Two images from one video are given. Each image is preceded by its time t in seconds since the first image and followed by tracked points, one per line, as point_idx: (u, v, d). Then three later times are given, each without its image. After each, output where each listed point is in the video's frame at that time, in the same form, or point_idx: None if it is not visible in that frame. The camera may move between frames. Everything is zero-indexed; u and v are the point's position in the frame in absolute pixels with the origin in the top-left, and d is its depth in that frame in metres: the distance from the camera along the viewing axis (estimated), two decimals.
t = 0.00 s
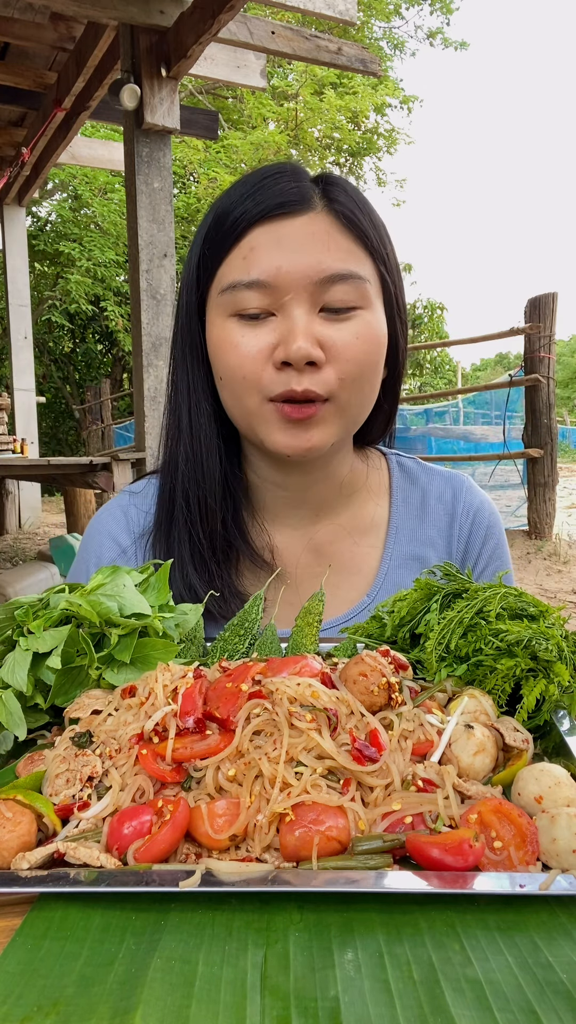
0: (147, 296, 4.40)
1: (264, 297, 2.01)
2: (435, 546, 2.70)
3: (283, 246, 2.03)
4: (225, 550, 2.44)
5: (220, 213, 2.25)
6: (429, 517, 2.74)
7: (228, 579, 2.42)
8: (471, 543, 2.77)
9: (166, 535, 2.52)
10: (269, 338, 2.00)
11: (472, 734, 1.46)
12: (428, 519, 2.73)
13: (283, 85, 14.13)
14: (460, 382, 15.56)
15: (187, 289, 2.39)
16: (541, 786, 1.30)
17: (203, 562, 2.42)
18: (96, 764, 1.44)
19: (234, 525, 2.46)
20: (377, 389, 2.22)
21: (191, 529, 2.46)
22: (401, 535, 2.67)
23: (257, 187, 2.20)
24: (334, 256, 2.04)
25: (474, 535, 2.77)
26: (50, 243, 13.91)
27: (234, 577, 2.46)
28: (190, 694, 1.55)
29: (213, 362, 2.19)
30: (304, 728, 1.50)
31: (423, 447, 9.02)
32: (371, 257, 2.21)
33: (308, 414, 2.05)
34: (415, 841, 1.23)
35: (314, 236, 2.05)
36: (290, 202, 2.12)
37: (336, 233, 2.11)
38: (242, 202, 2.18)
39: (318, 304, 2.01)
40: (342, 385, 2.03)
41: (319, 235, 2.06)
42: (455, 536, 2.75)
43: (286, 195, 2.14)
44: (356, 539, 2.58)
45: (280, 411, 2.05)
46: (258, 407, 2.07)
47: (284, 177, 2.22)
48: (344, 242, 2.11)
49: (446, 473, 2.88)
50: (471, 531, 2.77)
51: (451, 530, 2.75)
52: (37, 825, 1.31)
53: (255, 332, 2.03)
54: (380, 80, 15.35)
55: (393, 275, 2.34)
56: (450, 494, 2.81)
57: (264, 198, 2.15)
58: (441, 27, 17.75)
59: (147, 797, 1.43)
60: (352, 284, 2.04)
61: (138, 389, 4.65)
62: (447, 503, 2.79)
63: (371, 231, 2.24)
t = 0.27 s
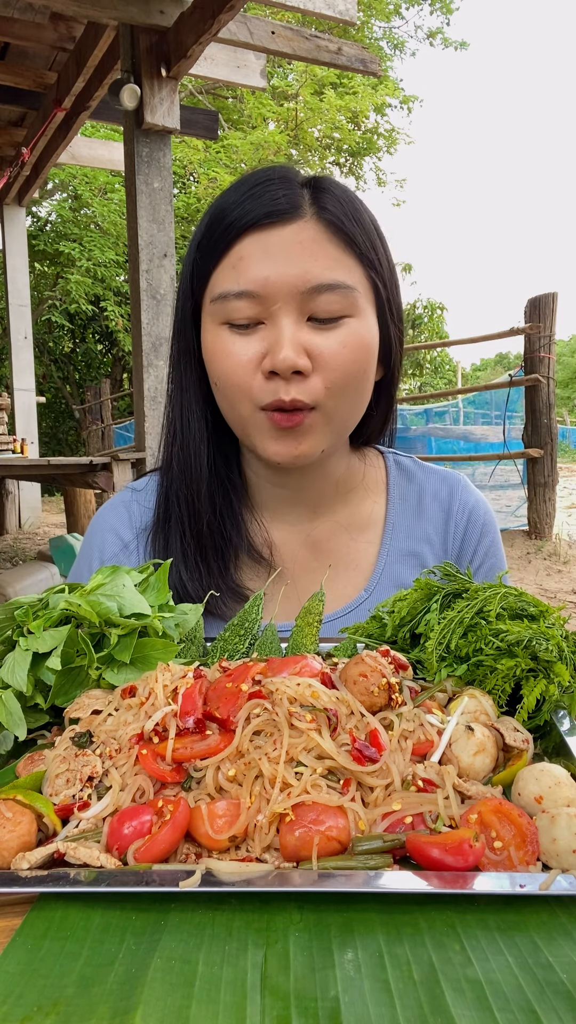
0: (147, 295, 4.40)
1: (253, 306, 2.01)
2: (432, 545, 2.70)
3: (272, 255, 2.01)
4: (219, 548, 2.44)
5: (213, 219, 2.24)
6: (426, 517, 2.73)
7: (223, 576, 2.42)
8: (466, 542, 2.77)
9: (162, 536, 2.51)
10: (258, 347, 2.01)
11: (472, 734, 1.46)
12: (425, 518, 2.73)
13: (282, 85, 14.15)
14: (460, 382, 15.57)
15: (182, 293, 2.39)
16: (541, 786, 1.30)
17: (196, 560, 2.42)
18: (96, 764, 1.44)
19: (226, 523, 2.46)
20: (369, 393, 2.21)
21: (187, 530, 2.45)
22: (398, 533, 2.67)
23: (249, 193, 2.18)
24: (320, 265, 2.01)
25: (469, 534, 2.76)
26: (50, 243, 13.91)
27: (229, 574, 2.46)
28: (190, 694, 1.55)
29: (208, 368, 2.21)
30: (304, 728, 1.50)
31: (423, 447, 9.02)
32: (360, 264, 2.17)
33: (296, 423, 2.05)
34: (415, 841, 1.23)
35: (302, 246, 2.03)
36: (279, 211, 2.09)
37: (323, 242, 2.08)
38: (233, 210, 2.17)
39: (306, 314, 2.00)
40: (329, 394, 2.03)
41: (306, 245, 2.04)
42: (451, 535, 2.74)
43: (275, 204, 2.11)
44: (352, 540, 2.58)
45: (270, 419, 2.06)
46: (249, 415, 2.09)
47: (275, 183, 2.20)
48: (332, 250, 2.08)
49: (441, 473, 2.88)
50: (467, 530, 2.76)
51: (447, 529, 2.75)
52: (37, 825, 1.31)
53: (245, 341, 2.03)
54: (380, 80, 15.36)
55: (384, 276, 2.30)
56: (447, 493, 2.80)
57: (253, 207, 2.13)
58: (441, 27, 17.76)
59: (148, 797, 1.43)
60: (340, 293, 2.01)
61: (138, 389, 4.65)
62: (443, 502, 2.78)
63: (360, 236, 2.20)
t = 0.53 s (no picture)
0: (147, 295, 4.40)
1: (235, 308, 2.01)
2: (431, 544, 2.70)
3: (254, 259, 2.01)
4: (217, 544, 2.44)
5: (201, 222, 2.25)
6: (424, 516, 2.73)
7: (220, 572, 2.42)
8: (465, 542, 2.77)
9: (161, 535, 2.51)
10: (241, 349, 2.01)
11: (472, 734, 1.46)
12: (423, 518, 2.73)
13: (282, 85, 14.15)
14: (460, 382, 15.56)
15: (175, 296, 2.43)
16: (542, 786, 1.30)
17: (193, 557, 2.42)
18: (96, 764, 1.44)
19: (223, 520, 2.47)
20: (357, 395, 2.19)
21: (186, 528, 2.45)
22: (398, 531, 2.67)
23: (235, 196, 2.19)
24: (301, 267, 2.00)
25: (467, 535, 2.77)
26: (49, 243, 13.91)
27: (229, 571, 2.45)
28: (191, 694, 1.55)
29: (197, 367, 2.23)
30: (304, 728, 1.50)
31: (423, 447, 9.01)
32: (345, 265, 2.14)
33: (278, 425, 2.06)
34: (415, 841, 1.23)
35: (283, 248, 2.02)
36: (261, 214, 2.09)
37: (305, 245, 2.06)
38: (218, 214, 2.18)
39: (287, 317, 1.99)
40: (309, 397, 2.02)
41: (287, 247, 2.03)
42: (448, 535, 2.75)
43: (257, 206, 2.11)
44: (349, 542, 2.58)
45: (253, 420, 2.07)
46: (233, 415, 2.11)
47: (260, 185, 2.20)
48: (313, 252, 2.06)
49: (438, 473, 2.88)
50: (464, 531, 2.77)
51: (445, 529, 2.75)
52: (37, 825, 1.31)
53: (228, 342, 2.04)
54: (380, 80, 15.35)
55: (372, 277, 2.26)
56: (444, 493, 2.80)
57: (236, 210, 2.13)
58: (441, 27, 17.76)
59: (148, 797, 1.43)
60: (321, 295, 2.00)
61: (138, 389, 4.65)
62: (440, 502, 2.78)
63: (344, 238, 2.17)
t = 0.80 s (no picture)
0: (147, 295, 4.40)
1: (248, 299, 2.01)
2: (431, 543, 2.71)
3: (265, 248, 2.01)
4: (220, 541, 2.43)
5: (208, 215, 2.24)
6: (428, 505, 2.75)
7: (218, 571, 2.40)
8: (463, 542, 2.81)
9: (161, 533, 2.49)
10: (253, 339, 2.01)
11: (472, 734, 1.46)
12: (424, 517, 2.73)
13: (282, 85, 14.15)
14: (460, 382, 15.56)
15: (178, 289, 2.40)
16: (542, 786, 1.30)
17: (193, 555, 2.40)
18: (96, 764, 1.44)
19: (223, 519, 2.46)
20: (364, 384, 2.21)
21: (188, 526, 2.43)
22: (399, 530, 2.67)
23: (242, 190, 2.17)
24: (313, 257, 2.02)
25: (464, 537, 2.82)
26: (49, 243, 13.91)
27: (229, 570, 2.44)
28: (191, 694, 1.55)
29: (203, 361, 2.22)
30: (304, 728, 1.50)
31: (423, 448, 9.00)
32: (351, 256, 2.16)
33: (291, 413, 2.06)
34: (415, 841, 1.23)
35: (294, 239, 2.04)
36: (271, 206, 2.10)
37: (314, 236, 2.08)
38: (226, 209, 2.17)
39: (299, 305, 2.00)
40: (323, 384, 2.04)
41: (298, 238, 2.04)
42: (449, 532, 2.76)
43: (267, 199, 2.12)
44: (354, 534, 2.58)
45: (265, 409, 2.07)
46: (243, 405, 2.10)
47: (267, 179, 2.19)
48: (323, 243, 2.08)
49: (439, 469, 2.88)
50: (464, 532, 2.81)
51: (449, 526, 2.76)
52: (37, 826, 1.31)
53: (240, 332, 2.04)
54: (380, 80, 15.36)
55: (376, 270, 2.29)
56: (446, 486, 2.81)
57: (246, 203, 2.13)
58: (441, 27, 17.76)
59: (148, 797, 1.43)
60: (333, 284, 2.02)
61: (138, 389, 4.65)
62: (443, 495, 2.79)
63: (352, 230, 2.19)
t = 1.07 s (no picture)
0: (147, 295, 4.40)
1: (253, 291, 2.02)
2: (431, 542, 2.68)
3: (272, 244, 2.03)
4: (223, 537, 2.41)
5: (213, 210, 2.23)
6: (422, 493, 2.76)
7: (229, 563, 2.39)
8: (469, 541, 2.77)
9: (164, 526, 2.46)
10: (259, 330, 2.01)
11: (472, 734, 1.46)
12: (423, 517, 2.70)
13: (282, 85, 14.15)
14: (460, 383, 15.57)
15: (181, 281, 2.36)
16: (541, 786, 1.30)
17: (204, 547, 2.38)
18: (96, 764, 1.44)
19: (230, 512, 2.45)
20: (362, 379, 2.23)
21: (192, 521, 2.40)
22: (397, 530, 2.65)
23: (247, 190, 2.17)
24: (319, 253, 2.04)
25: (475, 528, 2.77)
26: (50, 243, 13.91)
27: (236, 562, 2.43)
28: (191, 694, 1.55)
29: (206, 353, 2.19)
30: (304, 727, 1.50)
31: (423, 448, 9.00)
32: (354, 254, 2.19)
33: (297, 403, 2.06)
34: (415, 841, 1.24)
35: (301, 235, 2.05)
36: (278, 203, 2.11)
37: (320, 233, 2.10)
38: (233, 204, 2.16)
39: (305, 297, 2.01)
40: (330, 373, 2.05)
41: (304, 234, 2.06)
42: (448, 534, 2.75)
43: (274, 196, 2.12)
44: (351, 525, 2.60)
45: (271, 401, 2.07)
46: (247, 397, 2.09)
47: (273, 177, 2.20)
48: (328, 240, 2.10)
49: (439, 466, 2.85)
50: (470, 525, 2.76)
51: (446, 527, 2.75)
52: (37, 825, 1.31)
53: (245, 323, 2.03)
54: (380, 80, 15.36)
55: (375, 269, 2.32)
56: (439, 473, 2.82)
57: (253, 199, 2.13)
58: (441, 27, 17.76)
59: (148, 797, 1.43)
60: (337, 277, 2.04)
61: (138, 389, 4.65)
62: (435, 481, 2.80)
63: (355, 230, 2.22)
